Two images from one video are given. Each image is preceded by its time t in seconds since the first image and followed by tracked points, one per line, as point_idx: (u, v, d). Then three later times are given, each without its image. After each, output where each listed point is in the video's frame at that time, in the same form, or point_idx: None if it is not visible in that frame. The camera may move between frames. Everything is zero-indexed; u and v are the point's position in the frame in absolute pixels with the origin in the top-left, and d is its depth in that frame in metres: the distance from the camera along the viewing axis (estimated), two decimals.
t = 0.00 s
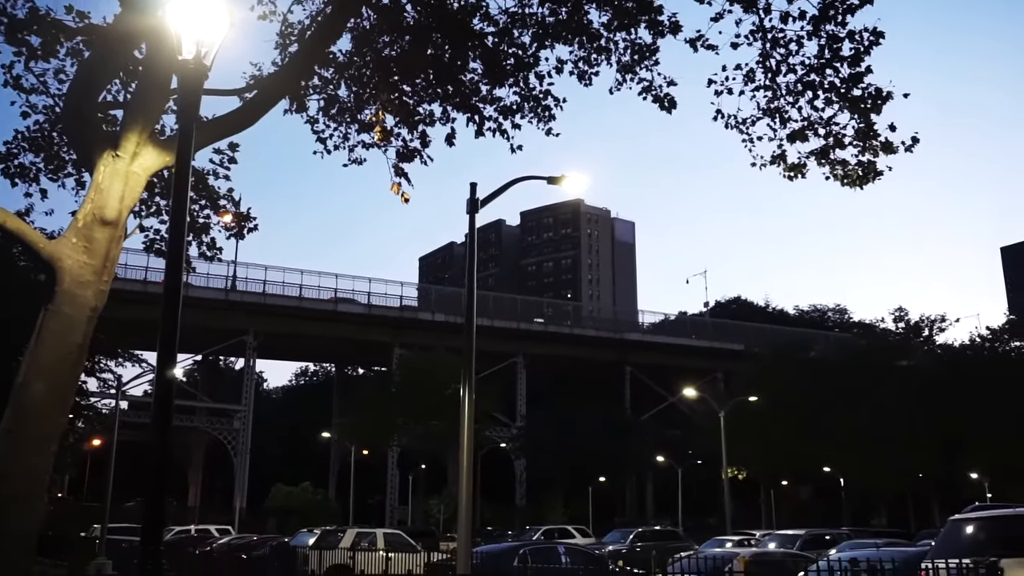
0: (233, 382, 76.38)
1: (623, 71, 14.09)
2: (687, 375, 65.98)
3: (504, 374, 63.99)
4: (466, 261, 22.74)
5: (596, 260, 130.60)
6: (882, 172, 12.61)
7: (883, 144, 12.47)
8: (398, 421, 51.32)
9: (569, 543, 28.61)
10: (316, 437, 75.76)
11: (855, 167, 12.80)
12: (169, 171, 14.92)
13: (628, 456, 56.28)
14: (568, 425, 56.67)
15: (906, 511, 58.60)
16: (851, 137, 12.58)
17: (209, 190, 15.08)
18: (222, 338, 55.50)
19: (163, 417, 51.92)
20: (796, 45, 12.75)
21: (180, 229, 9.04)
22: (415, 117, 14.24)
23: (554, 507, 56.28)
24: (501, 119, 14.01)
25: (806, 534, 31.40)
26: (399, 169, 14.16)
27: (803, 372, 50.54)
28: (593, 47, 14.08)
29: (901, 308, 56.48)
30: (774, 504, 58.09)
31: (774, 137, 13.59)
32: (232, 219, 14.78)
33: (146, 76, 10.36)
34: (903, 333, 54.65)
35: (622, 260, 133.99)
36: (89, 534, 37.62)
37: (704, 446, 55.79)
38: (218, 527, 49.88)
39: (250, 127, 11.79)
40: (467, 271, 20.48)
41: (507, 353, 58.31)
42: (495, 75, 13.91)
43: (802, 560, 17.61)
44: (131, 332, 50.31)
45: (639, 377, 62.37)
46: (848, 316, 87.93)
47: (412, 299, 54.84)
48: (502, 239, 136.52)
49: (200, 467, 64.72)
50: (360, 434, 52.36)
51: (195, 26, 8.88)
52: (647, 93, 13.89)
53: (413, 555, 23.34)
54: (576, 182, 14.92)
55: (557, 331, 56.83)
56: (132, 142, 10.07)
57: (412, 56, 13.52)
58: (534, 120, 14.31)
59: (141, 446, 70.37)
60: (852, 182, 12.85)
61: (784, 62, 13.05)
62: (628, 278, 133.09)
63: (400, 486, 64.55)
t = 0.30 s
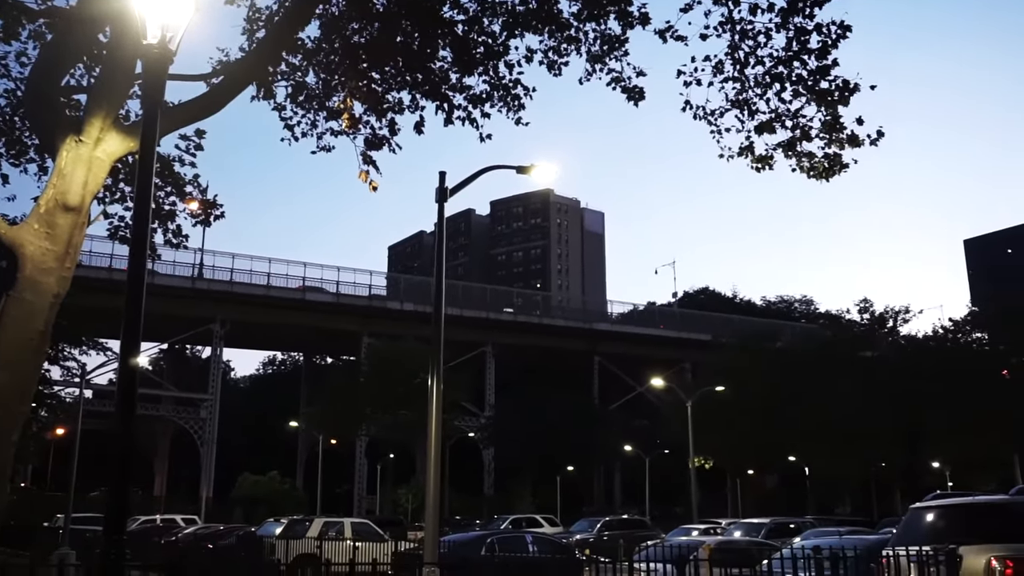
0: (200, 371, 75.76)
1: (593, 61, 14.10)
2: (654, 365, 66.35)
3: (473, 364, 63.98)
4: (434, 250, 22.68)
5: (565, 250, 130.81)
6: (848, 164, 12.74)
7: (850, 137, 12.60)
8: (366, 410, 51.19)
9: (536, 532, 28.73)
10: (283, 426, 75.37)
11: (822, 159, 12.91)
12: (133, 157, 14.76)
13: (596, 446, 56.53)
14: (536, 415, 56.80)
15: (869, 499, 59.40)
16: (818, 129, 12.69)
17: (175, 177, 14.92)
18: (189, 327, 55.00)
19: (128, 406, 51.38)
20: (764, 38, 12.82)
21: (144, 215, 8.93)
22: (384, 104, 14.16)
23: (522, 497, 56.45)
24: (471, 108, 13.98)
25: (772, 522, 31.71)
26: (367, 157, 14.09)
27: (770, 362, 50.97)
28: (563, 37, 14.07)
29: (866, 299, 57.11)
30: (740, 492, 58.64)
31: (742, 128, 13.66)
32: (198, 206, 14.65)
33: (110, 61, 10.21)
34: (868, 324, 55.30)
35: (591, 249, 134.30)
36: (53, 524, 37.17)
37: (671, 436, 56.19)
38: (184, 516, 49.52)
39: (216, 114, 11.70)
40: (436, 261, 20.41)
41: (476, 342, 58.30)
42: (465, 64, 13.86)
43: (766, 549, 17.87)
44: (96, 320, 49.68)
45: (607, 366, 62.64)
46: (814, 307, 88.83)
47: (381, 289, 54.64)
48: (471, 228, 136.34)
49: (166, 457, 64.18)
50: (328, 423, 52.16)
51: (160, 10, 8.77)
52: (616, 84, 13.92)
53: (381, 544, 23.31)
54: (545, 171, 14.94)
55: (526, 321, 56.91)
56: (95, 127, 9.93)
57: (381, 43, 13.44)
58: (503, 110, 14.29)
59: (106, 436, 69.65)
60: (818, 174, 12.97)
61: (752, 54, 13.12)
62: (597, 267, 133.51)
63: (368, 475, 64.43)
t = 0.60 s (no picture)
0: (166, 360, 75.10)
1: (563, 52, 14.11)
2: (623, 357, 66.65)
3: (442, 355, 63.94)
4: (402, 239, 22.62)
5: (535, 241, 130.98)
6: (815, 159, 12.86)
7: (816, 131, 12.72)
8: (335, 400, 51.07)
9: (503, 522, 28.81)
10: (250, 416, 74.95)
11: (788, 153, 13.03)
12: (97, 143, 14.60)
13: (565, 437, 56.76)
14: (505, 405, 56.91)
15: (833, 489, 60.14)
16: (785, 123, 12.80)
17: (140, 164, 14.76)
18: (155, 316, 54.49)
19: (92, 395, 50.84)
20: (733, 31, 12.91)
21: (109, 203, 8.82)
22: (352, 93, 14.09)
23: (491, 487, 56.58)
24: (440, 98, 13.95)
25: (737, 512, 32.04)
26: (335, 146, 14.02)
27: (737, 354, 51.36)
28: (534, 27, 14.09)
29: (832, 292, 57.71)
30: (706, 483, 59.18)
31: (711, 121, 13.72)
32: (163, 194, 14.55)
33: (75, 45, 10.08)
34: (833, 316, 55.89)
35: (561, 241, 134.55)
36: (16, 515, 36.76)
37: (638, 427, 56.56)
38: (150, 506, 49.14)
39: (182, 101, 11.58)
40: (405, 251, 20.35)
41: (445, 333, 58.25)
42: (435, 53, 13.82)
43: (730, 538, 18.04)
44: (60, 308, 49.07)
45: (576, 358, 62.85)
46: (782, 300, 89.66)
47: (350, 279, 54.42)
48: (442, 219, 136.14)
49: (132, 448, 63.61)
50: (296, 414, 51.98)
51: None
52: (586, 76, 13.95)
53: (348, 534, 23.30)
54: (515, 161, 14.95)
55: (495, 312, 56.93)
56: (59, 112, 9.79)
57: (350, 31, 13.38)
58: (473, 100, 14.28)
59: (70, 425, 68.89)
60: (785, 168, 13.08)
61: (721, 48, 13.20)
62: (567, 259, 133.93)
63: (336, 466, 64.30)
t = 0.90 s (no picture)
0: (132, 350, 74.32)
1: (533, 43, 14.08)
2: (592, 348, 66.88)
3: (412, 345, 63.81)
4: (372, 230, 22.49)
5: (506, 232, 131.01)
6: (783, 151, 12.94)
7: (785, 124, 12.80)
8: (303, 391, 50.82)
9: (472, 513, 28.79)
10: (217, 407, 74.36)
11: (757, 146, 13.10)
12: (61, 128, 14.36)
13: (534, 428, 56.90)
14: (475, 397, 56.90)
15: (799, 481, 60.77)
16: (753, 116, 12.87)
17: (105, 150, 14.55)
18: (121, 305, 53.87)
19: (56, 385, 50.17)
20: (703, 24, 12.95)
21: (72, 189, 8.71)
22: (321, 81, 13.98)
23: (460, 478, 56.60)
24: (410, 87, 13.87)
25: (704, 503, 32.30)
26: (304, 135, 13.90)
27: (706, 347, 51.67)
28: (504, 18, 14.05)
29: (799, 285, 58.23)
30: (674, 474, 59.61)
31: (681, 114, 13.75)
32: (129, 181, 14.35)
33: (36, 31, 9.94)
34: (801, 309, 56.41)
35: (531, 232, 134.64)
36: None
37: (607, 418, 56.83)
38: (114, 497, 48.64)
39: (150, 87, 11.45)
40: (374, 242, 20.22)
41: (415, 324, 58.12)
42: (405, 42, 13.74)
43: (695, 528, 18.20)
44: (23, 297, 48.35)
45: (546, 349, 62.98)
46: (750, 292, 90.36)
47: (319, 269, 54.12)
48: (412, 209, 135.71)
49: (97, 438, 62.93)
50: (263, 404, 51.64)
51: None
52: (557, 66, 13.92)
53: (316, 525, 23.22)
54: (485, 152, 14.92)
55: (465, 303, 56.90)
56: (21, 99, 9.65)
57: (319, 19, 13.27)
58: (443, 90, 14.21)
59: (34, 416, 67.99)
60: (754, 161, 13.15)
61: (691, 40, 13.24)
62: (537, 250, 134.10)
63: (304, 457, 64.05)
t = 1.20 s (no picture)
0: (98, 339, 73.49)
1: (504, 33, 14.06)
2: (562, 340, 67.07)
3: (382, 336, 63.60)
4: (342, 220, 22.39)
5: (476, 223, 130.91)
6: (751, 144, 13.02)
7: (754, 118, 12.88)
8: (272, 380, 50.55)
9: (440, 503, 28.86)
10: (184, 397, 73.74)
11: (726, 139, 13.18)
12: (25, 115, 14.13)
13: (504, 418, 56.99)
14: (445, 387, 56.87)
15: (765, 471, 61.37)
16: (723, 109, 12.92)
17: (71, 137, 14.35)
18: (87, 294, 53.24)
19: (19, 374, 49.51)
20: (673, 17, 12.99)
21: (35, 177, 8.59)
22: (290, 69, 13.85)
23: (430, 469, 56.58)
24: (380, 77, 13.79)
25: (671, 494, 32.50)
26: (273, 123, 13.78)
27: (674, 338, 51.99)
28: (475, 8, 14.01)
29: (767, 278, 58.72)
30: (642, 464, 60.01)
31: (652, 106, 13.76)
32: (94, 168, 14.17)
33: None
34: (768, 301, 56.91)
35: (502, 223, 134.58)
36: None
37: (576, 408, 57.05)
38: (79, 488, 48.12)
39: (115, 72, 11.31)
40: (343, 232, 20.13)
41: (385, 314, 57.96)
42: (375, 31, 13.65)
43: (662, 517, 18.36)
44: None
45: (516, 340, 63.06)
46: (719, 284, 90.97)
47: (288, 259, 53.80)
48: (382, 199, 135.17)
49: (61, 428, 62.21)
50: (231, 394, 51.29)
51: None
52: (528, 57, 13.83)
53: (284, 515, 23.13)
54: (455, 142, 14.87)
55: (435, 294, 56.83)
56: None
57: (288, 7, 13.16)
58: (414, 79, 14.13)
59: None
60: (723, 154, 13.23)
61: (662, 32, 13.26)
62: (508, 241, 134.12)
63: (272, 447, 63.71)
